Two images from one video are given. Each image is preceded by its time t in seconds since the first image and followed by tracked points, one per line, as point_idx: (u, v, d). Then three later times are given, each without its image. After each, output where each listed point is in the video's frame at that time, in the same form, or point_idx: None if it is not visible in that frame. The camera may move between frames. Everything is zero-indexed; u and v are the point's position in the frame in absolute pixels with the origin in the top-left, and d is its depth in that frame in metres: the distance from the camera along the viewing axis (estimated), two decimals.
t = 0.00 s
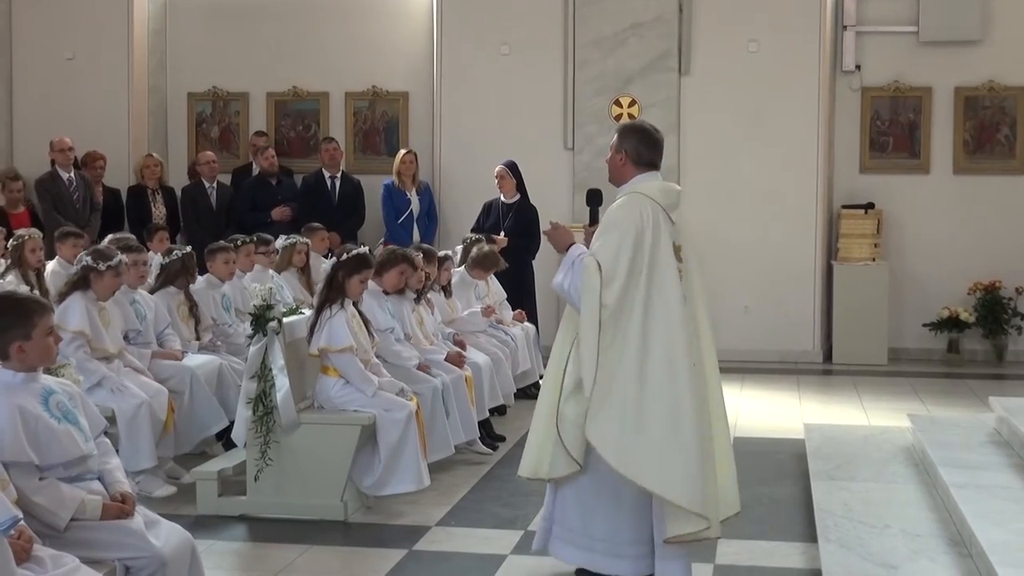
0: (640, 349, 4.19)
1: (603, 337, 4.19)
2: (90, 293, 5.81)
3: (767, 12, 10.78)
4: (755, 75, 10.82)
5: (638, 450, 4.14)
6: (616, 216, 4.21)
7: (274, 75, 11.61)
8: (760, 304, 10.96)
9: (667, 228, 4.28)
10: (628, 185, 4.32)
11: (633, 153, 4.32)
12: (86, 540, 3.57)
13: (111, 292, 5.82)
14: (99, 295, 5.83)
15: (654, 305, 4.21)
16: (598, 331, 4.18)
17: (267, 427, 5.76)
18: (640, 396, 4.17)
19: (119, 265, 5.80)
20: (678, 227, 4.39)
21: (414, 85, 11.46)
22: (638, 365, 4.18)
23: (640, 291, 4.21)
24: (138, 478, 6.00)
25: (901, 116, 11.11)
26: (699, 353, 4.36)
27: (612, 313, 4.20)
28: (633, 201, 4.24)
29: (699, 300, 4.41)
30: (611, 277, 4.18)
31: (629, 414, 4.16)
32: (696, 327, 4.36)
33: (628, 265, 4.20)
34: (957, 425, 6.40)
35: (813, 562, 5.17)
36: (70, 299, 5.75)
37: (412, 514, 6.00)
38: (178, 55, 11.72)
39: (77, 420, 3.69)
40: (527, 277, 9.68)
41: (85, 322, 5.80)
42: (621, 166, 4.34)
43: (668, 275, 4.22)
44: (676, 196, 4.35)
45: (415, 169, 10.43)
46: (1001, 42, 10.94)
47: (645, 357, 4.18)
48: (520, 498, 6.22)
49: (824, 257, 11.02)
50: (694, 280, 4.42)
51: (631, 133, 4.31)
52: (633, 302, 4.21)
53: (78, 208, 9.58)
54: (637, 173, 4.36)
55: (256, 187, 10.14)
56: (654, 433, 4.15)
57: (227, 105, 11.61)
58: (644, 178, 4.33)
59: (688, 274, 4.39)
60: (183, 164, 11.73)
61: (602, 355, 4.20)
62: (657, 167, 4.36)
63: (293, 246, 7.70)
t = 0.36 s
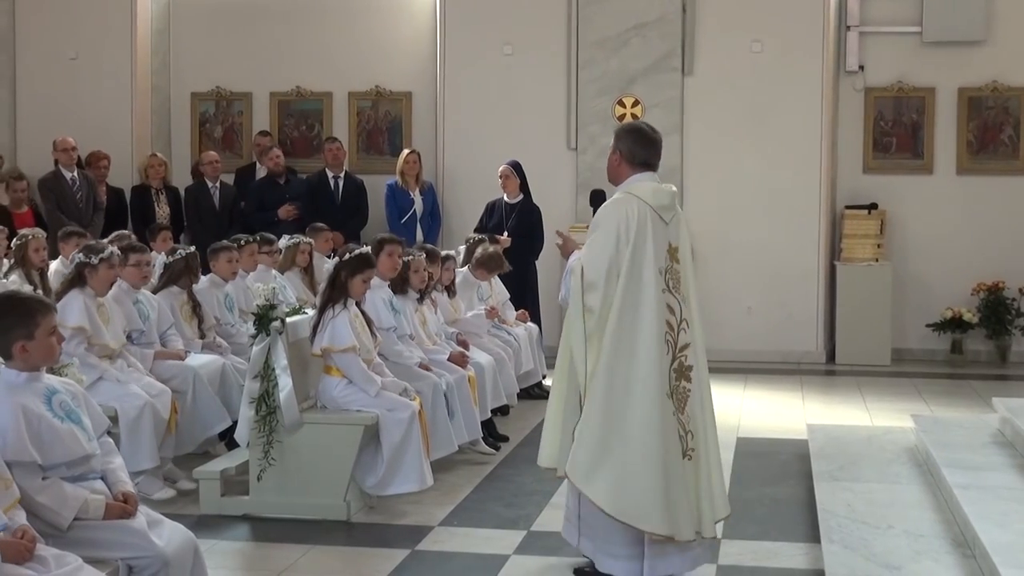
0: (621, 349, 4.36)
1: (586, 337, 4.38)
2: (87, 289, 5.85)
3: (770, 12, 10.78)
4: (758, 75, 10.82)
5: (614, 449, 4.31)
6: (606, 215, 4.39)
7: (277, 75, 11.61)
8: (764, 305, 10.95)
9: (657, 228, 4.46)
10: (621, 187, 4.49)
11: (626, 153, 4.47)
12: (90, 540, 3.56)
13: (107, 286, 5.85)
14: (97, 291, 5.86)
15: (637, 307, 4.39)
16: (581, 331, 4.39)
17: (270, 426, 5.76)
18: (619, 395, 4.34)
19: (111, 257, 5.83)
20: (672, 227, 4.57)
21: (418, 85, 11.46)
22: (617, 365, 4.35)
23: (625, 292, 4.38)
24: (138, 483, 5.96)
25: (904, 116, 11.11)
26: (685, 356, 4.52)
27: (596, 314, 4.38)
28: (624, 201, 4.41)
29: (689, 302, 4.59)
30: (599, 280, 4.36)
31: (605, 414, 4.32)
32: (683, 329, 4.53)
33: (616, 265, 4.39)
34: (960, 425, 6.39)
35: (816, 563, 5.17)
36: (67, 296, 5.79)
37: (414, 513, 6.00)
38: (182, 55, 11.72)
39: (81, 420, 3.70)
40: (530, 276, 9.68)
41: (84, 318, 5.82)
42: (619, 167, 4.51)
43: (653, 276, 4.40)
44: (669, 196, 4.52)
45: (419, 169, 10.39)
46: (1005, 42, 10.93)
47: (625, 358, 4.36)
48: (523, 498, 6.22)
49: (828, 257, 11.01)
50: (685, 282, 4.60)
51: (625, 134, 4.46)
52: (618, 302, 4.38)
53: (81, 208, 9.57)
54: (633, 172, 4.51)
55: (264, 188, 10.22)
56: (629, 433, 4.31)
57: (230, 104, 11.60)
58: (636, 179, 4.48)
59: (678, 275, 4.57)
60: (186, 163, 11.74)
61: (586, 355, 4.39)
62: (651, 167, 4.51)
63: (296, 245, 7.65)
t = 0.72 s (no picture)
0: (605, 347, 4.40)
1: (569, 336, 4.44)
2: (97, 288, 5.85)
3: (778, 12, 10.77)
4: (765, 75, 10.81)
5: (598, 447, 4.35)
6: (591, 215, 4.43)
7: (284, 75, 11.61)
8: (770, 305, 10.95)
9: (645, 228, 4.49)
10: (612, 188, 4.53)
11: (616, 156, 4.50)
12: (97, 539, 3.57)
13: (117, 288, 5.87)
14: (107, 291, 5.87)
15: (620, 307, 4.44)
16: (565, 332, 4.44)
17: (278, 425, 5.77)
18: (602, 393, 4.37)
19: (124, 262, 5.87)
20: (664, 227, 4.58)
21: (425, 85, 11.46)
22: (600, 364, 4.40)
23: (609, 291, 4.43)
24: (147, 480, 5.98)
25: (911, 116, 11.10)
26: (674, 356, 4.53)
27: (580, 314, 4.44)
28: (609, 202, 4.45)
29: (680, 302, 4.60)
30: (582, 281, 4.42)
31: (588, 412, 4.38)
32: (671, 329, 4.54)
33: (600, 265, 4.43)
34: (970, 426, 6.38)
35: (824, 564, 5.19)
36: (81, 294, 5.79)
37: (422, 513, 6.00)
38: (189, 55, 11.73)
39: (89, 419, 3.70)
40: (538, 276, 9.69)
41: (95, 316, 5.84)
42: (611, 170, 4.54)
43: (639, 276, 4.44)
44: (660, 196, 4.54)
45: (425, 168, 10.37)
46: (1013, 42, 10.92)
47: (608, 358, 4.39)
48: (530, 498, 6.23)
49: (835, 257, 11.01)
50: (677, 282, 4.61)
51: (616, 137, 4.47)
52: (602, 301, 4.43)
53: (88, 207, 9.58)
54: (625, 173, 4.53)
55: (279, 189, 10.07)
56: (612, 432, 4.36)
57: (237, 104, 11.61)
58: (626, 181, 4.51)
59: (668, 274, 4.59)
60: (194, 163, 11.75)
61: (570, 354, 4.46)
62: (643, 168, 4.52)
63: (303, 245, 7.66)
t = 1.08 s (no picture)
0: (601, 344, 4.53)
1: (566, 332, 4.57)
2: (117, 289, 5.90)
3: (796, 11, 10.75)
4: (783, 74, 10.80)
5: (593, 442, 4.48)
6: (592, 215, 4.54)
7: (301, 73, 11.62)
8: (786, 305, 10.95)
9: (645, 228, 4.59)
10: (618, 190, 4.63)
11: (626, 159, 4.61)
12: (115, 535, 3.58)
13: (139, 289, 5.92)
14: (126, 292, 5.91)
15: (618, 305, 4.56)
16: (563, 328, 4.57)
17: (295, 423, 5.79)
18: (598, 389, 4.51)
19: (150, 266, 5.91)
20: (666, 228, 4.68)
21: (442, 84, 11.47)
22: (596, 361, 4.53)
23: (607, 290, 4.55)
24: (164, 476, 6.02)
25: (929, 116, 11.07)
26: (670, 354, 4.66)
27: (577, 311, 4.56)
28: (609, 203, 4.56)
29: (679, 301, 4.71)
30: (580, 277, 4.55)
31: (583, 406, 4.51)
32: (668, 328, 4.67)
33: (599, 264, 4.55)
34: (990, 428, 6.37)
35: (841, 564, 5.21)
36: (95, 295, 5.84)
37: (438, 512, 6.02)
38: (206, 53, 11.75)
39: (108, 415, 3.71)
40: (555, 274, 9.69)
41: (112, 315, 5.87)
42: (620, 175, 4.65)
43: (636, 275, 4.56)
44: (663, 199, 4.64)
45: (442, 167, 10.41)
46: None
47: (605, 356, 4.52)
48: (547, 497, 6.24)
49: (852, 257, 10.99)
50: (676, 282, 4.71)
51: (625, 140, 4.59)
52: (600, 300, 4.56)
53: (106, 205, 9.60)
54: (633, 175, 4.65)
55: (301, 187, 10.26)
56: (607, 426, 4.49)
57: (255, 102, 11.63)
58: (632, 183, 4.61)
59: (667, 274, 4.69)
60: (211, 161, 11.77)
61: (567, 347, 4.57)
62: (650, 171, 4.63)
63: (320, 243, 7.59)
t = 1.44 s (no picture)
0: (605, 326, 4.91)
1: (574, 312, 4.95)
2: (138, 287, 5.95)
3: (817, 9, 10.72)
4: (803, 73, 10.78)
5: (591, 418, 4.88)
6: (605, 204, 4.92)
7: (322, 71, 11.64)
8: (807, 303, 10.93)
9: (654, 219, 4.94)
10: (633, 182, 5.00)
11: (637, 155, 5.01)
12: (138, 531, 3.60)
13: (161, 288, 5.96)
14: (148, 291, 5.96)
15: (623, 291, 4.93)
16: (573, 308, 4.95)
17: (316, 420, 5.81)
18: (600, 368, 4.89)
19: (173, 265, 5.96)
20: (676, 221, 5.02)
21: (462, 82, 11.48)
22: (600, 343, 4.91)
23: (615, 276, 4.92)
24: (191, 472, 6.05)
25: (951, 114, 11.03)
26: (673, 341, 4.99)
27: (586, 294, 4.93)
28: (619, 194, 4.94)
29: (685, 290, 5.03)
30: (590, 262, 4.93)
31: (582, 383, 4.90)
32: (671, 315, 4.99)
33: (608, 251, 4.93)
34: (1016, 427, 6.34)
35: (862, 563, 5.21)
36: (114, 291, 5.88)
37: (458, 509, 6.02)
38: (228, 52, 11.79)
39: (130, 412, 3.74)
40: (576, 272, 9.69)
41: (134, 314, 5.90)
42: (634, 170, 5.06)
43: (641, 263, 4.92)
44: (674, 193, 4.99)
45: (463, 165, 10.38)
46: None
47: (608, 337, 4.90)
48: (568, 495, 6.24)
49: (873, 255, 10.96)
50: (684, 271, 5.03)
51: (637, 139, 5.01)
52: (608, 283, 4.92)
53: (129, 203, 9.63)
54: (646, 171, 5.04)
55: (314, 185, 10.23)
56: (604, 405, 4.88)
57: (275, 101, 11.65)
58: (647, 177, 4.98)
59: (676, 263, 5.02)
60: (232, 160, 11.81)
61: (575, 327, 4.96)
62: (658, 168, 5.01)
63: (341, 242, 7.66)
